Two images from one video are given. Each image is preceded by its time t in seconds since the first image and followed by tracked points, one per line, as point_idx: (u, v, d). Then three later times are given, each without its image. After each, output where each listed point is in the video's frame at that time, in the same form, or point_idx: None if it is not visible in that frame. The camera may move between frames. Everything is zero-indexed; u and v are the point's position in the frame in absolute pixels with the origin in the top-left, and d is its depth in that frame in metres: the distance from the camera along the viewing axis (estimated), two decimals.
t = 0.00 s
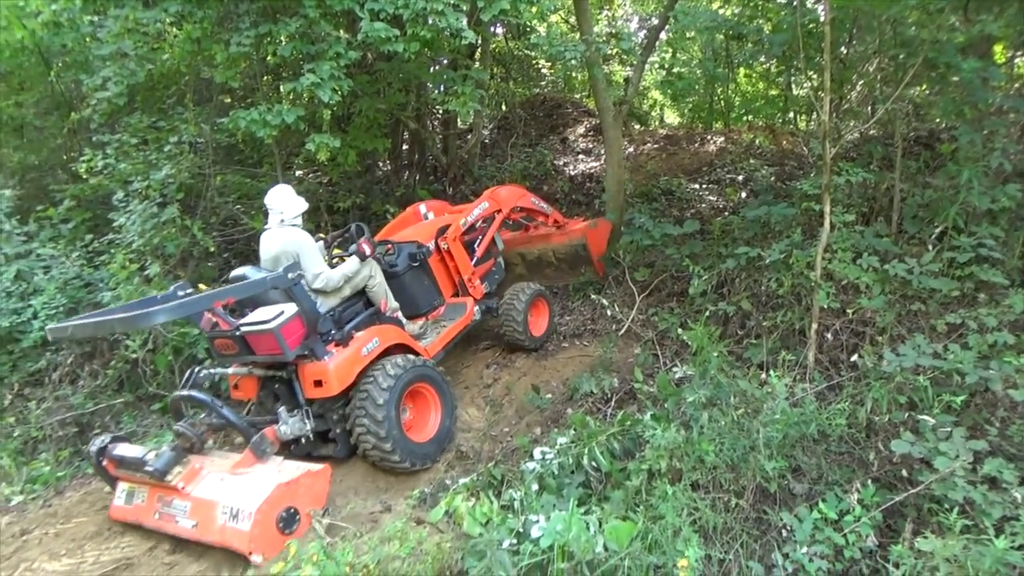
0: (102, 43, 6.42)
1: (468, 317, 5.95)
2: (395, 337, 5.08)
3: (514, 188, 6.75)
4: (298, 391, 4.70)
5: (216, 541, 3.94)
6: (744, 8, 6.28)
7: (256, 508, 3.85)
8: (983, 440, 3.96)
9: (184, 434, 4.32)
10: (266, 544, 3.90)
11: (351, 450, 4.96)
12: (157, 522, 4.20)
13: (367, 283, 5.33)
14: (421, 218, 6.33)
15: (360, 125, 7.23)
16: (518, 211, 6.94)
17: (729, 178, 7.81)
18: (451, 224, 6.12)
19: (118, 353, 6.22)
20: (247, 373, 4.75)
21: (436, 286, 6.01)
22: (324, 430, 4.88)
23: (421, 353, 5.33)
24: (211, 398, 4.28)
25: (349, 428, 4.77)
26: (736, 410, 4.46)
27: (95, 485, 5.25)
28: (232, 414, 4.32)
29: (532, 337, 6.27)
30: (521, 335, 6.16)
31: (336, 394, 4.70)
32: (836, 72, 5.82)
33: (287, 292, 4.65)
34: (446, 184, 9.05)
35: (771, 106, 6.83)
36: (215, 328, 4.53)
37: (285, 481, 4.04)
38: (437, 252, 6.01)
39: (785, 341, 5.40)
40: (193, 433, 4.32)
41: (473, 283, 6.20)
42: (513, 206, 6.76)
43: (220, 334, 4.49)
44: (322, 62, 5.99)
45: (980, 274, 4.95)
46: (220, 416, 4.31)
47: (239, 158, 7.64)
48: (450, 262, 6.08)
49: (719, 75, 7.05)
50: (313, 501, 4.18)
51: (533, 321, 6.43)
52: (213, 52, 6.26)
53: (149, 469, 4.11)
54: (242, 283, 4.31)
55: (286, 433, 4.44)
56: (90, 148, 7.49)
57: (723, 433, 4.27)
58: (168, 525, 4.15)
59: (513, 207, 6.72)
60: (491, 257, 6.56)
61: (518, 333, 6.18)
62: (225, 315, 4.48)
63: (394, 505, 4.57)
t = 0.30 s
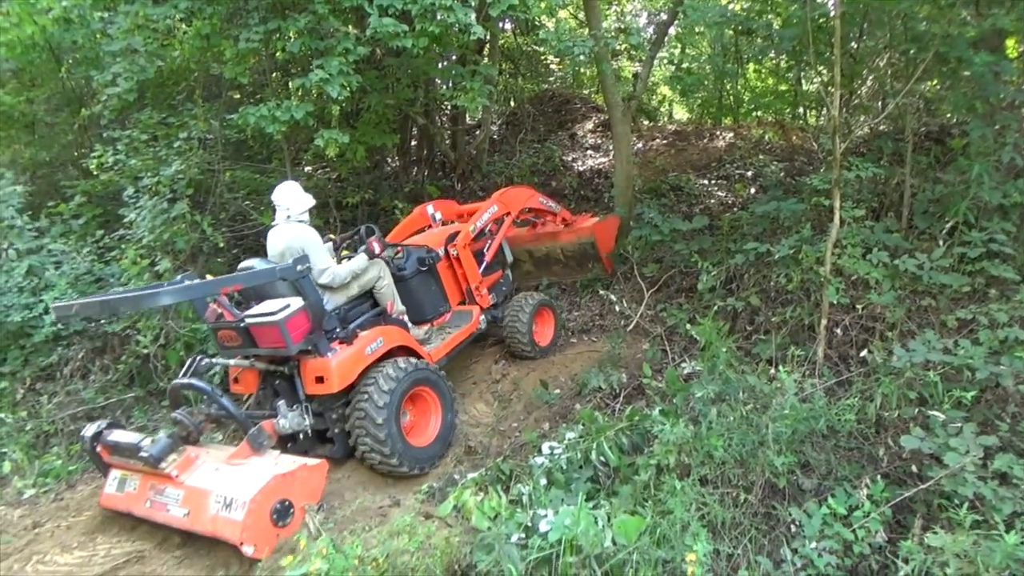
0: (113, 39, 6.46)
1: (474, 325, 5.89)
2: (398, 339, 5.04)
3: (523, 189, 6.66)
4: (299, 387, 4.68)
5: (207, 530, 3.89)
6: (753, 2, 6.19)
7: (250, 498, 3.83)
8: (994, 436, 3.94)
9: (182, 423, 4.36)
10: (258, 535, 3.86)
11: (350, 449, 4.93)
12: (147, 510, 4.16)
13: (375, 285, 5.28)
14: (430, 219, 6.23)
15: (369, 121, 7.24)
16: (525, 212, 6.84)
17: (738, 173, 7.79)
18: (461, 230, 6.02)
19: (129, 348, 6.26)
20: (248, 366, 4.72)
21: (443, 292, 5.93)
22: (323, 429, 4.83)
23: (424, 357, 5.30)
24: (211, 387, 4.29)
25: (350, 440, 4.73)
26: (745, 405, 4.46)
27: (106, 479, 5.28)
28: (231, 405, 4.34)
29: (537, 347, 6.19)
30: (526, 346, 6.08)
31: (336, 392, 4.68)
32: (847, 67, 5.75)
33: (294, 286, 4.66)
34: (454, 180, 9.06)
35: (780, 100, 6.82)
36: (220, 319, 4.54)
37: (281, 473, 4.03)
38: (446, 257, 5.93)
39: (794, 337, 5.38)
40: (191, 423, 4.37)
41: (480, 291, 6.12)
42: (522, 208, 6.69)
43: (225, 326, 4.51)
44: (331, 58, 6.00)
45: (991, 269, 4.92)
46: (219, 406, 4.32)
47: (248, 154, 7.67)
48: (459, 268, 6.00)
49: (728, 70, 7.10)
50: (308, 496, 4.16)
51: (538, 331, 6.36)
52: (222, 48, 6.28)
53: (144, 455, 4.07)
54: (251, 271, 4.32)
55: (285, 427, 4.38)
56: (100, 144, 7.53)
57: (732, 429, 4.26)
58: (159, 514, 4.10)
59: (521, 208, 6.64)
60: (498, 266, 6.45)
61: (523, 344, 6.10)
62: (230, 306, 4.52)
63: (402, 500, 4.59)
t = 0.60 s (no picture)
0: (125, 34, 6.57)
1: (475, 328, 5.83)
2: (400, 342, 4.97)
3: (528, 189, 6.55)
4: (297, 390, 4.64)
5: (202, 539, 3.81)
6: None
7: (246, 508, 3.73)
8: (1007, 430, 3.91)
9: (177, 426, 4.14)
10: (254, 546, 3.76)
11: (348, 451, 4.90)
12: (141, 515, 4.07)
13: (377, 285, 5.24)
14: (434, 215, 6.19)
15: (380, 115, 7.23)
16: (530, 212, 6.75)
17: (750, 167, 7.75)
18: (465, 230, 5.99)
19: (142, 341, 6.30)
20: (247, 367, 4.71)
21: (445, 292, 5.85)
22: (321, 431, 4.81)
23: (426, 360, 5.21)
24: (207, 390, 4.15)
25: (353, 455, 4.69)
26: (756, 399, 4.46)
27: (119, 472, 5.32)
28: (227, 409, 4.19)
29: (540, 348, 6.10)
30: (529, 345, 5.99)
31: (335, 396, 4.63)
32: (860, 59, 5.71)
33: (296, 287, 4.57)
34: (464, 175, 9.06)
35: (791, 94, 6.78)
36: (219, 319, 4.49)
37: (278, 481, 3.92)
38: (449, 258, 5.87)
39: (806, 331, 5.37)
40: (187, 426, 4.15)
41: (483, 293, 6.07)
42: (528, 208, 6.61)
43: (223, 326, 4.46)
44: (341, 52, 6.00)
45: (1005, 262, 4.87)
46: (215, 410, 4.17)
47: (259, 148, 7.69)
48: (463, 270, 5.94)
49: (739, 64, 7.13)
50: (306, 504, 4.05)
51: (540, 331, 6.31)
52: (233, 42, 6.29)
53: (139, 459, 3.98)
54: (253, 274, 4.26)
55: (281, 432, 4.35)
56: (113, 138, 7.57)
57: (743, 422, 4.25)
58: (153, 519, 4.02)
59: (526, 208, 6.54)
60: (502, 267, 6.44)
61: (526, 344, 6.03)
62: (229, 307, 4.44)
63: (414, 492, 4.61)
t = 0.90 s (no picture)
0: (138, 26, 6.75)
1: (472, 329, 5.66)
2: (393, 343, 4.88)
3: (529, 187, 6.33)
4: (286, 390, 4.56)
5: (182, 543, 3.68)
6: None
7: (228, 512, 3.60)
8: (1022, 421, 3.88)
9: (160, 426, 4.20)
10: (236, 552, 3.62)
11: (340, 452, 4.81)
12: (120, 517, 3.94)
13: (371, 284, 5.13)
14: (432, 213, 6.06)
15: (391, 107, 7.23)
16: (530, 211, 6.52)
17: (762, 158, 7.70)
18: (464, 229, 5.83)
19: (156, 331, 6.34)
20: (234, 365, 4.64)
21: (442, 293, 5.71)
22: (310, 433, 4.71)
23: (418, 362, 5.11)
24: (192, 390, 4.13)
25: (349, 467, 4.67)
26: (768, 389, 4.46)
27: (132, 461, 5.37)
28: (212, 408, 4.19)
29: (538, 351, 6.01)
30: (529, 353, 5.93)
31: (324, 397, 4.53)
32: (874, 49, 5.68)
33: (287, 284, 4.49)
34: (475, 167, 9.07)
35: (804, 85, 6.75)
36: (208, 315, 4.47)
37: (263, 484, 3.79)
38: (446, 258, 5.73)
39: (819, 322, 5.35)
40: (170, 426, 4.20)
41: (480, 295, 5.89)
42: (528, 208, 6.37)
43: (212, 322, 4.43)
44: (353, 43, 6.01)
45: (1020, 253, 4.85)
46: (200, 409, 4.17)
47: (271, 140, 7.70)
48: (460, 270, 5.78)
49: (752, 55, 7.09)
50: (291, 509, 3.92)
51: (539, 333, 6.17)
52: (246, 33, 6.29)
53: (119, 459, 3.85)
54: (240, 270, 4.16)
55: (268, 433, 4.29)
56: (126, 130, 7.61)
57: (756, 412, 4.25)
58: (133, 521, 3.89)
59: (525, 207, 6.31)
60: (501, 268, 6.25)
61: (524, 347, 5.92)
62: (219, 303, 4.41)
63: (426, 482, 4.63)
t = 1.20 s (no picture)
0: (156, 14, 6.72)
1: (474, 318, 5.60)
2: (391, 330, 4.84)
3: (535, 174, 6.28)
4: (281, 376, 4.53)
5: (172, 526, 3.66)
6: None
7: (216, 494, 3.58)
8: None
9: (152, 410, 4.19)
10: (225, 535, 3.60)
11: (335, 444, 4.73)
12: (111, 503, 3.92)
13: (370, 272, 5.11)
14: (436, 202, 5.92)
15: (409, 91, 7.22)
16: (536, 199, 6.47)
17: (781, 139, 7.63)
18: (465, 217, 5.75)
19: (178, 315, 6.41)
20: (229, 352, 4.60)
21: (444, 282, 5.65)
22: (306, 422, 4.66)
23: (418, 350, 5.06)
24: (184, 372, 4.14)
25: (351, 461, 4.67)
26: (789, 369, 4.47)
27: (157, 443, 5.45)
28: (204, 392, 4.17)
29: (544, 344, 5.94)
30: (535, 347, 5.87)
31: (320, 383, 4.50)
32: (895, 27, 5.62)
33: (278, 268, 4.51)
34: (493, 150, 9.10)
35: (825, 63, 6.61)
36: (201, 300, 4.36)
37: (253, 468, 3.77)
38: (448, 246, 5.65)
39: (840, 302, 5.32)
40: (162, 411, 4.19)
41: (483, 284, 5.82)
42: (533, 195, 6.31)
43: (206, 308, 4.33)
44: (370, 27, 6.00)
45: None
46: (193, 394, 4.15)
47: (289, 125, 7.69)
48: (462, 258, 5.70)
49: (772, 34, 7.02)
50: (282, 494, 3.89)
51: (544, 326, 6.11)
52: (263, 19, 6.28)
53: (109, 444, 3.86)
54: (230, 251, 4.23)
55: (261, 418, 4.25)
56: (146, 117, 7.67)
57: (777, 392, 4.25)
58: (123, 507, 3.87)
59: (530, 195, 6.26)
60: (505, 258, 6.23)
61: (529, 340, 5.86)
62: (212, 288, 4.28)
63: (447, 463, 4.69)
